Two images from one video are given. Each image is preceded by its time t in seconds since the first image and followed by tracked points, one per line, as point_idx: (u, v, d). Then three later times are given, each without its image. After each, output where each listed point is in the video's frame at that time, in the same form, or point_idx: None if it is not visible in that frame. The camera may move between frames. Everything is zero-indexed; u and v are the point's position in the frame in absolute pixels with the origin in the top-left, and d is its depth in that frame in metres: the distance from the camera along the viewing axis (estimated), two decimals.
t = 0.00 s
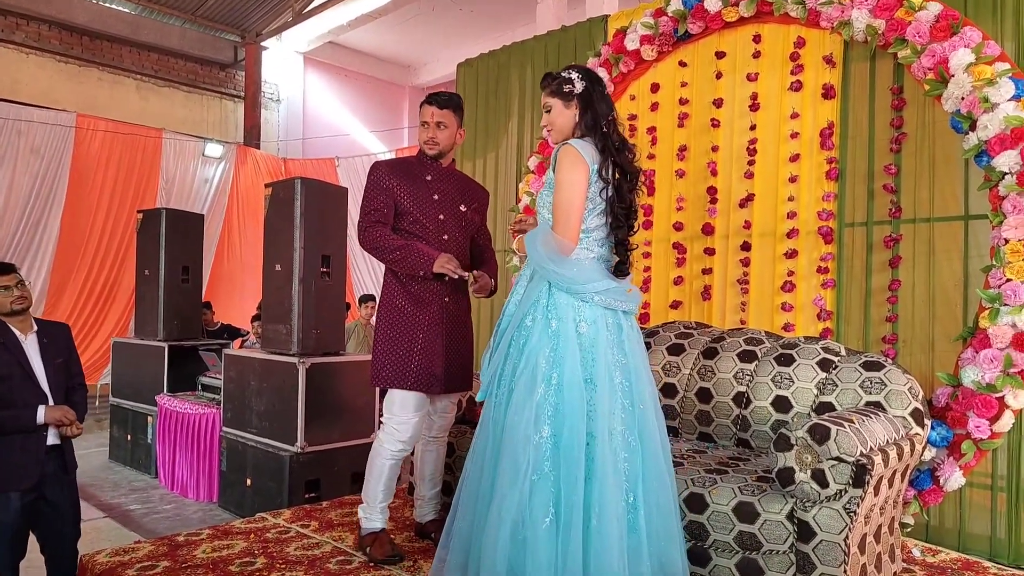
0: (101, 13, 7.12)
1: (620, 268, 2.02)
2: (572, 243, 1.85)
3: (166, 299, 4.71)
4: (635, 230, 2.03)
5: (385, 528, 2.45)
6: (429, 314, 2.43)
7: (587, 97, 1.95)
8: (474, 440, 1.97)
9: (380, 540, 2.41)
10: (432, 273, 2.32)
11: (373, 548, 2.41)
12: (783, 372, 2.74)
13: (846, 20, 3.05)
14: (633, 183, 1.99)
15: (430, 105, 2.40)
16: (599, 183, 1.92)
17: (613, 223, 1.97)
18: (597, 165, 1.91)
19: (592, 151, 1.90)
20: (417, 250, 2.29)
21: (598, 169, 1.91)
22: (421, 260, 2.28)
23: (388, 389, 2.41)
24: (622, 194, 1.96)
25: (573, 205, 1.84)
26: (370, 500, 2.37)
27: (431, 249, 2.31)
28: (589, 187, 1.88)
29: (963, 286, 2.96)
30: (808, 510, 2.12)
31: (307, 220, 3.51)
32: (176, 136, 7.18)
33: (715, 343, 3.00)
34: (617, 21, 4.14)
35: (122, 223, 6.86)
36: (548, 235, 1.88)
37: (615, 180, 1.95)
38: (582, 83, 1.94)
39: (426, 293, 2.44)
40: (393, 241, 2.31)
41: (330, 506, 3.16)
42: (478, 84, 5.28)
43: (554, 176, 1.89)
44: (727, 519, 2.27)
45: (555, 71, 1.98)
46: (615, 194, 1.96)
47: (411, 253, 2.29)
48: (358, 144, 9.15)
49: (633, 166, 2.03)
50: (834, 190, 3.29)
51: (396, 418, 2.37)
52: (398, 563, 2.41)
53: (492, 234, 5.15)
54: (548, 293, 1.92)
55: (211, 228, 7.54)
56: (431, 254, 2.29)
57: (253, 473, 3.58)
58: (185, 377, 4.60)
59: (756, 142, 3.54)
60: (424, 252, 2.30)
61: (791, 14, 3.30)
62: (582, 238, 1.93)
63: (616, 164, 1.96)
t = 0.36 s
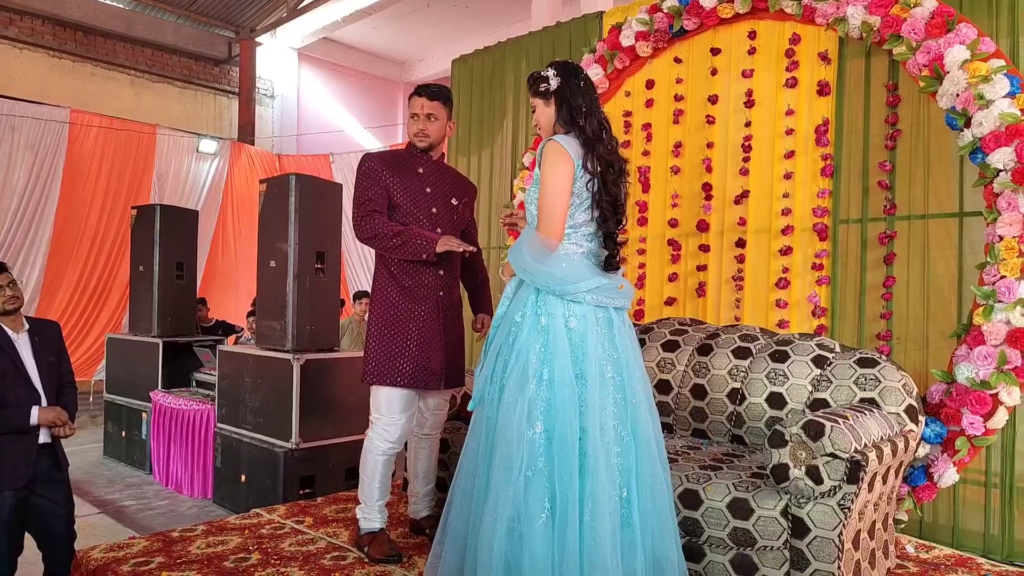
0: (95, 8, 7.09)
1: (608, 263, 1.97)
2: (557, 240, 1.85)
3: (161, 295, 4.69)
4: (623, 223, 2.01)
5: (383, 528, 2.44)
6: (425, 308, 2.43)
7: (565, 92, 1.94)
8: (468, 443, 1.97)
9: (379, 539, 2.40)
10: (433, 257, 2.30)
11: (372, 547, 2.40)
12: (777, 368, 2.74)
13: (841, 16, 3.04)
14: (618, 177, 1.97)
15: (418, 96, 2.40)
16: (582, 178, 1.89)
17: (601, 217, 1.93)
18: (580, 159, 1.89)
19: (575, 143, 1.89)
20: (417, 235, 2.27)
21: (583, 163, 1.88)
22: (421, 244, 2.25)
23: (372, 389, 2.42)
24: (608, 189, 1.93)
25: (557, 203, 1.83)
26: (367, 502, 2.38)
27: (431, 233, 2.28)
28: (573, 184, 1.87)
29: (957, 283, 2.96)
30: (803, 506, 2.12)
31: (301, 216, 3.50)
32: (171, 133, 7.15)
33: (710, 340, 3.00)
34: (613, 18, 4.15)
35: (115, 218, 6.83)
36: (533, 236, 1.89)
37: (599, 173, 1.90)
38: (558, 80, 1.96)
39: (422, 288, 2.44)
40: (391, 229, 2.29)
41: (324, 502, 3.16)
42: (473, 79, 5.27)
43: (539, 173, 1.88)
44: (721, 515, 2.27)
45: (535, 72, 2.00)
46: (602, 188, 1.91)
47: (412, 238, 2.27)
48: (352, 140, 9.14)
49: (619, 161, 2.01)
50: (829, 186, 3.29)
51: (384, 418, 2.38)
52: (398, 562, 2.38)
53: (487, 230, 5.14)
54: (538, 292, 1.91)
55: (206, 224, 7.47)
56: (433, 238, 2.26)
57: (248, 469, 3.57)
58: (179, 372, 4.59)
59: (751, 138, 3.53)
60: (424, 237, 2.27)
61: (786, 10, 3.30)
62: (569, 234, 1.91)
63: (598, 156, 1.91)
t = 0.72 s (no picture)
0: (90, 5, 7.08)
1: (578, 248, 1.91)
2: (511, 241, 1.88)
3: (156, 290, 4.68)
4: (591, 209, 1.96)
5: (377, 523, 2.43)
6: (421, 303, 2.43)
7: (518, 90, 1.94)
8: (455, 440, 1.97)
9: (374, 534, 2.40)
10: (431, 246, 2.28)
11: (367, 542, 2.39)
12: (772, 364, 2.74)
13: (836, 11, 3.05)
14: (576, 163, 1.93)
15: (417, 90, 2.41)
16: (536, 170, 1.88)
17: (563, 206, 1.89)
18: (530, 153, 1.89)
19: (526, 139, 1.91)
20: (414, 223, 2.25)
21: (532, 155, 1.88)
22: (421, 232, 2.23)
23: (365, 385, 2.40)
24: (565, 176, 1.89)
25: (508, 201, 1.87)
26: (359, 496, 2.37)
27: (429, 222, 2.26)
28: (526, 180, 1.88)
29: (952, 278, 2.95)
30: (797, 501, 2.11)
31: (296, 211, 3.49)
32: (166, 129, 7.14)
33: (705, 336, 2.99)
34: (608, 13, 4.14)
35: (111, 214, 6.81)
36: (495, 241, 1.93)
37: (553, 163, 1.89)
38: (511, 79, 1.95)
39: (416, 282, 2.43)
40: (388, 218, 2.27)
41: (319, 498, 3.15)
42: (468, 75, 5.26)
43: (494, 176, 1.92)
44: (715, 511, 2.27)
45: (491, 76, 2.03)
46: (557, 177, 1.89)
47: (410, 227, 2.25)
48: (348, 137, 9.10)
49: (578, 150, 1.98)
50: (824, 182, 3.28)
51: (375, 413, 2.38)
52: (393, 557, 2.38)
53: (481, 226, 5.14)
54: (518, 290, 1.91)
55: (200, 219, 7.47)
56: (431, 226, 2.25)
57: (243, 465, 3.56)
58: (174, 368, 4.58)
59: (746, 134, 3.53)
60: (422, 226, 2.25)
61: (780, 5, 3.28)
62: (535, 229, 1.90)
63: (550, 148, 1.89)
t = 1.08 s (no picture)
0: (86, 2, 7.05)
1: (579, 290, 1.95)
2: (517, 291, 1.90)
3: (153, 288, 4.67)
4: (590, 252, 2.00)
5: (374, 519, 2.44)
6: (418, 300, 2.43)
7: (504, 146, 2.01)
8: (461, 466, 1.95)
9: (371, 531, 2.41)
10: (429, 245, 2.30)
11: (363, 539, 2.40)
12: (769, 360, 2.73)
13: (833, 7, 3.03)
14: (568, 209, 1.97)
15: (419, 88, 2.38)
16: (531, 219, 1.91)
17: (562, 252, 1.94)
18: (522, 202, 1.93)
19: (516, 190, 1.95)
20: (412, 221, 2.27)
21: (525, 205, 1.91)
22: (419, 231, 2.25)
23: (360, 383, 2.40)
24: (557, 223, 1.93)
25: (509, 252, 1.89)
26: (356, 493, 2.37)
27: (427, 221, 2.28)
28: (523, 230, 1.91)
29: (949, 273, 2.95)
30: (795, 496, 2.11)
31: (292, 208, 3.48)
32: (163, 126, 7.12)
33: (702, 332, 2.99)
34: (602, 10, 4.12)
35: (108, 212, 6.80)
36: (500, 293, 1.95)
37: (543, 212, 1.92)
38: (496, 136, 2.02)
39: (413, 280, 2.43)
40: (386, 217, 2.27)
41: (317, 495, 3.15)
42: (464, 71, 5.25)
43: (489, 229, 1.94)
44: (713, 506, 2.27)
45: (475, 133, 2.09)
46: (548, 225, 1.92)
47: (409, 225, 2.26)
48: (344, 134, 9.08)
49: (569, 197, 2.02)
50: (821, 177, 3.28)
51: (370, 411, 2.37)
52: (390, 554, 2.40)
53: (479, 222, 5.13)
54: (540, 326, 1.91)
55: (197, 217, 7.46)
56: (429, 225, 2.27)
57: (240, 462, 3.55)
58: (171, 366, 4.57)
59: (743, 130, 3.53)
60: (420, 225, 2.27)
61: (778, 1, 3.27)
62: (540, 277, 1.93)
63: (539, 198, 1.93)
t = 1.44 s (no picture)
0: None
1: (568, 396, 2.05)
2: (506, 374, 1.96)
3: (151, 280, 4.67)
4: (585, 364, 2.11)
5: (371, 514, 2.44)
6: (415, 296, 2.43)
7: (539, 228, 2.02)
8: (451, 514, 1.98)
9: (368, 525, 2.41)
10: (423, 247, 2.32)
11: (361, 533, 2.40)
12: (767, 357, 2.74)
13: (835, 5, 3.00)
14: (577, 324, 2.04)
15: (426, 84, 2.36)
16: (537, 322, 1.99)
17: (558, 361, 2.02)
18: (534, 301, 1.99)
19: (532, 282, 1.99)
20: (406, 223, 2.28)
21: (536, 306, 1.97)
22: (411, 233, 2.26)
23: (357, 376, 2.40)
24: (560, 335, 2.01)
25: (506, 341, 1.95)
26: (353, 488, 2.37)
27: (421, 223, 2.29)
28: (525, 326, 1.98)
29: (948, 273, 2.97)
30: (791, 493, 2.12)
31: (291, 201, 3.47)
32: (161, 118, 7.10)
33: (700, 329, 3.00)
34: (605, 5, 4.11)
35: (106, 205, 6.78)
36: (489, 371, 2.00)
37: (552, 321, 1.99)
38: (538, 213, 2.02)
39: (410, 276, 2.43)
40: (380, 217, 2.28)
41: (314, 488, 3.15)
42: (464, 66, 5.25)
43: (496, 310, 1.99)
44: (710, 503, 2.28)
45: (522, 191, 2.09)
46: (552, 334, 2.00)
47: (402, 227, 2.27)
48: (343, 128, 9.02)
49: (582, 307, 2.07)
50: (821, 176, 3.29)
51: (367, 404, 2.38)
52: (387, 547, 2.40)
53: (478, 219, 5.13)
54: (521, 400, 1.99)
55: (196, 210, 7.43)
56: (423, 228, 2.29)
57: (237, 455, 3.56)
58: (169, 359, 4.57)
59: (743, 128, 3.53)
60: (414, 227, 2.28)
61: None
62: (530, 367, 1.99)
63: (554, 303, 1.99)
